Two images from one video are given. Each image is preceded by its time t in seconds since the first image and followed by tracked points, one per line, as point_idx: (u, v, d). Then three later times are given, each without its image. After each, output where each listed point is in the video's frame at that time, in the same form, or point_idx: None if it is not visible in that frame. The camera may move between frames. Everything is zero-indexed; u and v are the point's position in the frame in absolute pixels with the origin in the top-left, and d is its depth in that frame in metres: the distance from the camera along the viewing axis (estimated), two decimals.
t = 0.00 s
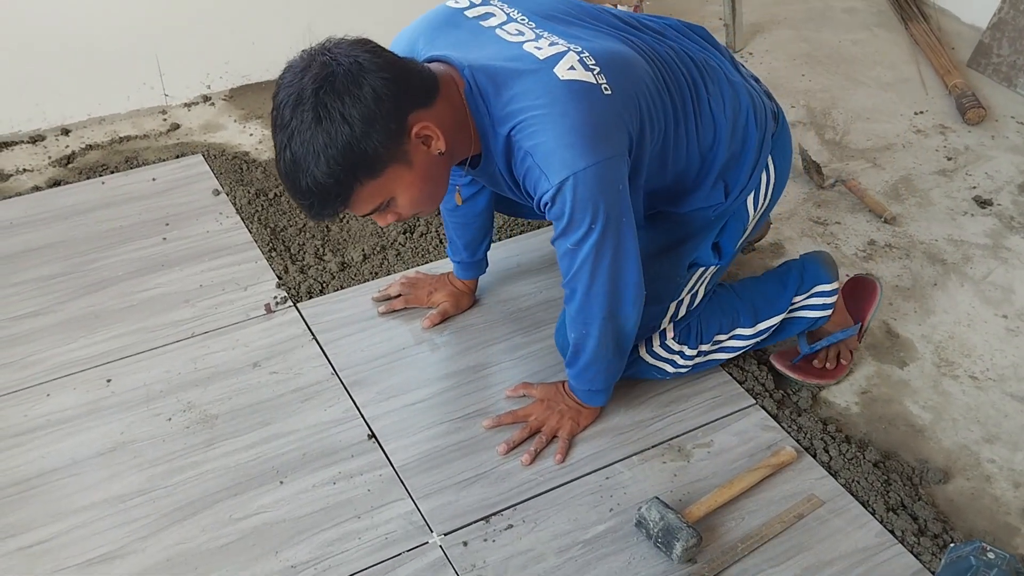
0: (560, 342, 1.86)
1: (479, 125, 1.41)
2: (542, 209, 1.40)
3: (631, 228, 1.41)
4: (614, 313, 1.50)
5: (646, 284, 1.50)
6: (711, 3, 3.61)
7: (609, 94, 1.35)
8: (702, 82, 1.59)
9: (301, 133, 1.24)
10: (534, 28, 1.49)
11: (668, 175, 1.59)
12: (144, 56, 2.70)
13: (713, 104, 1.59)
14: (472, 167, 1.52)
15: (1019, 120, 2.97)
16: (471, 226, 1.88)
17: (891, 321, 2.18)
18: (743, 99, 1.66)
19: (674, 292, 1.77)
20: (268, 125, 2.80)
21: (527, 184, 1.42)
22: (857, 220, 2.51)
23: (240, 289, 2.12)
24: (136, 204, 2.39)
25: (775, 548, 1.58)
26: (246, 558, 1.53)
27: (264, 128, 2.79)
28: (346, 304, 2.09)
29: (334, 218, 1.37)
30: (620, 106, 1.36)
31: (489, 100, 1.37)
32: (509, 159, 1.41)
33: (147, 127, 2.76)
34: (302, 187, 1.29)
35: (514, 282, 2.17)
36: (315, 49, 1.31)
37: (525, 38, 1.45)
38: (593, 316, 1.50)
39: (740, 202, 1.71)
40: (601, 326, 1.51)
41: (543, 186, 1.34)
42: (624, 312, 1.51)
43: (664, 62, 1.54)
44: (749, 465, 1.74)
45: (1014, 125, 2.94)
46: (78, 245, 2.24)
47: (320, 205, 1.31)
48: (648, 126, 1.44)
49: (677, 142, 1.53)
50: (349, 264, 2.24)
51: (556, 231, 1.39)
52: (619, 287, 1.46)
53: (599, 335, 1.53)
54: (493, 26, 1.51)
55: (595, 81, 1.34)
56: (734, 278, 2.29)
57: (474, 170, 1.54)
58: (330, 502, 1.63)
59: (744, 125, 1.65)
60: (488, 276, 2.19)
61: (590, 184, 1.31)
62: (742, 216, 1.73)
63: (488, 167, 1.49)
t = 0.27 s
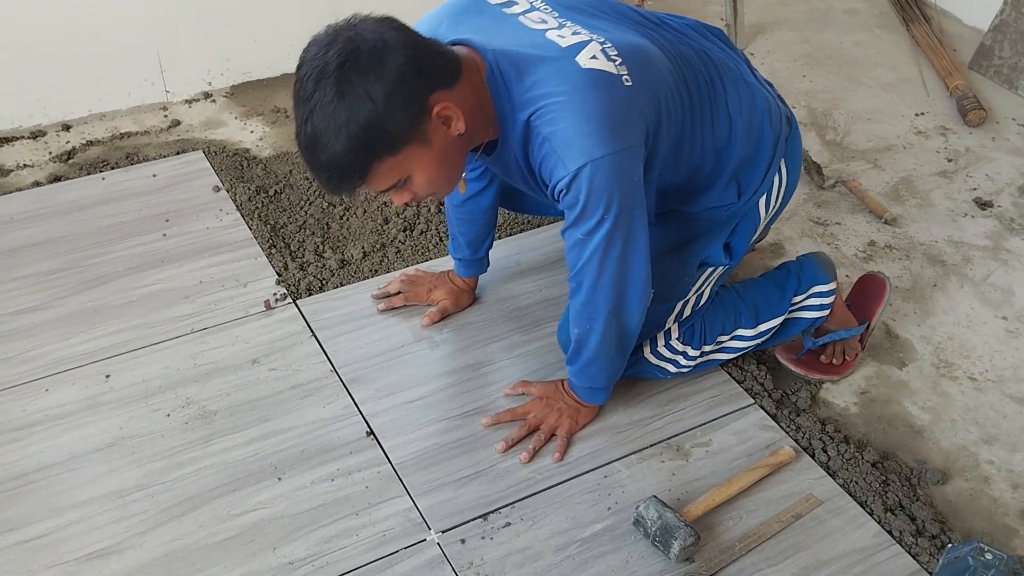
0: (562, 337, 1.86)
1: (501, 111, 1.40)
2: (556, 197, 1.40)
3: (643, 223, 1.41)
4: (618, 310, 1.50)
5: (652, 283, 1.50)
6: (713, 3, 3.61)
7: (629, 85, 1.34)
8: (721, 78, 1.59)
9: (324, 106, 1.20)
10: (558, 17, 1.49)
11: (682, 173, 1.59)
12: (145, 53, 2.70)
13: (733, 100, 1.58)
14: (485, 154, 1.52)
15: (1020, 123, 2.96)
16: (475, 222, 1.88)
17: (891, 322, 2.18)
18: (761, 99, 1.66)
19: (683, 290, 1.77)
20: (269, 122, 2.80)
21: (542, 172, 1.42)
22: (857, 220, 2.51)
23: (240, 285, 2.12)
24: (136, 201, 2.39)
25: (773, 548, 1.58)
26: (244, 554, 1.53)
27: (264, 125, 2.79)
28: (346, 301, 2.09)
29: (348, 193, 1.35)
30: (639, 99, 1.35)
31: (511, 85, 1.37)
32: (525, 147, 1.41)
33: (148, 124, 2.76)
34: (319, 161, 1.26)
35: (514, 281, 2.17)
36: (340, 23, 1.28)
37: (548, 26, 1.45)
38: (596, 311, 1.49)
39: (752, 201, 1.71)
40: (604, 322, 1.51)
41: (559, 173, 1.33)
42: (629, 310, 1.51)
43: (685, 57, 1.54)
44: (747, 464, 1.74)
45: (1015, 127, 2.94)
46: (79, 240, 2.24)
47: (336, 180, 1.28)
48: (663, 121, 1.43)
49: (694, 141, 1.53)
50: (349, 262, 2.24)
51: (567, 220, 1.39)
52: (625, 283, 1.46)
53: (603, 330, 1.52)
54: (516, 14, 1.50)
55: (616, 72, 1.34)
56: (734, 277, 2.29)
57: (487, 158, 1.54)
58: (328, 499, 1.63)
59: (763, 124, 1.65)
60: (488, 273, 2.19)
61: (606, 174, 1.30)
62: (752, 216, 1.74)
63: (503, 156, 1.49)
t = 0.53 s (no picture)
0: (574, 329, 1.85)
1: (547, 103, 1.41)
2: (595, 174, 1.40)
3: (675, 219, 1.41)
4: (633, 306, 1.50)
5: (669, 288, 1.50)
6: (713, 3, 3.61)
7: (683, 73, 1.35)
8: (780, 83, 1.60)
9: (375, 53, 1.20)
10: None
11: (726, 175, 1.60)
12: (146, 52, 2.70)
13: (790, 109, 1.60)
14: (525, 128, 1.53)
15: (1019, 123, 2.97)
16: (489, 220, 1.89)
17: (890, 322, 2.18)
18: (815, 117, 1.68)
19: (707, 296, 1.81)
20: (269, 121, 2.80)
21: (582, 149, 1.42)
22: (856, 221, 2.51)
23: (239, 285, 2.12)
24: (135, 200, 2.39)
25: (772, 548, 1.58)
26: (242, 553, 1.53)
27: (264, 124, 2.79)
28: (345, 300, 2.09)
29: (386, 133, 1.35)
30: (693, 96, 1.36)
31: (570, 56, 1.36)
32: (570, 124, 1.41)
33: (148, 123, 2.76)
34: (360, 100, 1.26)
35: (514, 280, 2.17)
36: None
37: (612, 6, 1.43)
38: (612, 301, 1.49)
39: (792, 218, 1.73)
40: (618, 315, 1.51)
41: (602, 148, 1.34)
42: (643, 309, 1.51)
43: (747, 59, 1.55)
44: (746, 464, 1.74)
45: (1014, 128, 2.94)
46: (78, 239, 2.24)
47: (372, 121, 1.28)
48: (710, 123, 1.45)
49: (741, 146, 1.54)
50: (348, 261, 2.24)
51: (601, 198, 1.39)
52: (644, 279, 1.46)
53: (616, 323, 1.52)
54: None
55: (673, 58, 1.35)
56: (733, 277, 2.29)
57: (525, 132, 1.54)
58: (327, 498, 1.63)
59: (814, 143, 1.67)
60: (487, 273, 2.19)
61: (647, 156, 1.31)
62: (790, 232, 1.75)
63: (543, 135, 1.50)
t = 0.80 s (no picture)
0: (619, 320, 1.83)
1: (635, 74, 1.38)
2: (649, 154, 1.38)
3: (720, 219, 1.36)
4: (657, 298, 1.46)
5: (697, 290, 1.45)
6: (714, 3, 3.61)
7: (763, 76, 1.32)
8: (888, 101, 1.57)
9: None
10: None
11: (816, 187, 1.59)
12: (146, 51, 2.70)
13: (890, 131, 1.57)
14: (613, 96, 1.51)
15: (1020, 123, 2.97)
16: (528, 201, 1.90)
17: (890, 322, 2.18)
18: (919, 147, 1.66)
19: (787, 302, 1.81)
20: (269, 121, 2.80)
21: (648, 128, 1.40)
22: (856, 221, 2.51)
23: (239, 284, 2.12)
24: (135, 200, 2.39)
25: (772, 548, 1.58)
26: (243, 553, 1.53)
27: (264, 124, 2.78)
28: (345, 300, 2.09)
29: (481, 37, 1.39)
30: (772, 97, 1.34)
31: (659, 32, 1.32)
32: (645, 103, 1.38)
33: (148, 123, 2.76)
34: None
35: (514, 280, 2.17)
36: None
37: None
38: (640, 289, 1.45)
39: (884, 244, 1.73)
40: (641, 304, 1.47)
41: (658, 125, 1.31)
42: (667, 305, 1.47)
43: (863, 73, 1.53)
44: (746, 465, 1.74)
45: (1014, 128, 2.94)
46: (78, 239, 2.24)
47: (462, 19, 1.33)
48: (793, 131, 1.42)
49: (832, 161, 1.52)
50: (349, 261, 2.24)
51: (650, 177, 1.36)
52: (672, 272, 1.42)
53: (639, 312, 1.48)
54: None
55: (757, 57, 1.31)
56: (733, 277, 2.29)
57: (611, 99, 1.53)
58: (327, 498, 1.63)
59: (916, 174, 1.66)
60: (488, 273, 2.19)
61: (699, 140, 1.26)
62: (879, 258, 1.76)
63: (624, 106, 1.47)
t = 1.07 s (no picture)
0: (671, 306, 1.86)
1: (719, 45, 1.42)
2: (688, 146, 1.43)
3: (747, 216, 1.39)
4: (670, 291, 1.48)
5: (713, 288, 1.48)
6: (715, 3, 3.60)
7: (817, 92, 1.34)
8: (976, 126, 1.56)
9: None
10: None
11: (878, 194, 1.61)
12: (146, 52, 2.70)
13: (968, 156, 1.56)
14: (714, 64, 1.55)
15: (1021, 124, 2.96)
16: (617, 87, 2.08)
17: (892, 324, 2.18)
18: (1001, 181, 1.65)
19: (841, 301, 1.82)
20: (269, 123, 2.79)
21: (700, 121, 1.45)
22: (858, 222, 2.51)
23: (239, 286, 2.12)
24: (136, 201, 2.38)
25: (774, 552, 1.57)
26: (243, 556, 1.53)
27: (265, 125, 2.78)
28: (345, 302, 2.08)
29: None
30: (833, 108, 1.38)
31: (736, 26, 1.37)
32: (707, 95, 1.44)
33: (148, 124, 2.75)
34: None
35: (515, 282, 2.16)
36: None
37: None
38: (650, 278, 1.47)
39: (950, 266, 1.73)
40: (654, 297, 1.49)
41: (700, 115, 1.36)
42: (681, 298, 1.49)
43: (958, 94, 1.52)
44: (747, 467, 1.73)
45: (1015, 129, 2.93)
46: (78, 241, 2.24)
47: None
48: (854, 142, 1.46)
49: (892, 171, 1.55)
50: (349, 263, 2.23)
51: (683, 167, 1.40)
52: (688, 265, 1.44)
53: (651, 304, 1.50)
54: None
55: (814, 70, 1.33)
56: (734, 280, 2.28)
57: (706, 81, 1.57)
58: (328, 501, 1.62)
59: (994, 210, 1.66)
60: (489, 275, 2.18)
61: (731, 133, 1.31)
62: (943, 276, 1.77)
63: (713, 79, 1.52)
